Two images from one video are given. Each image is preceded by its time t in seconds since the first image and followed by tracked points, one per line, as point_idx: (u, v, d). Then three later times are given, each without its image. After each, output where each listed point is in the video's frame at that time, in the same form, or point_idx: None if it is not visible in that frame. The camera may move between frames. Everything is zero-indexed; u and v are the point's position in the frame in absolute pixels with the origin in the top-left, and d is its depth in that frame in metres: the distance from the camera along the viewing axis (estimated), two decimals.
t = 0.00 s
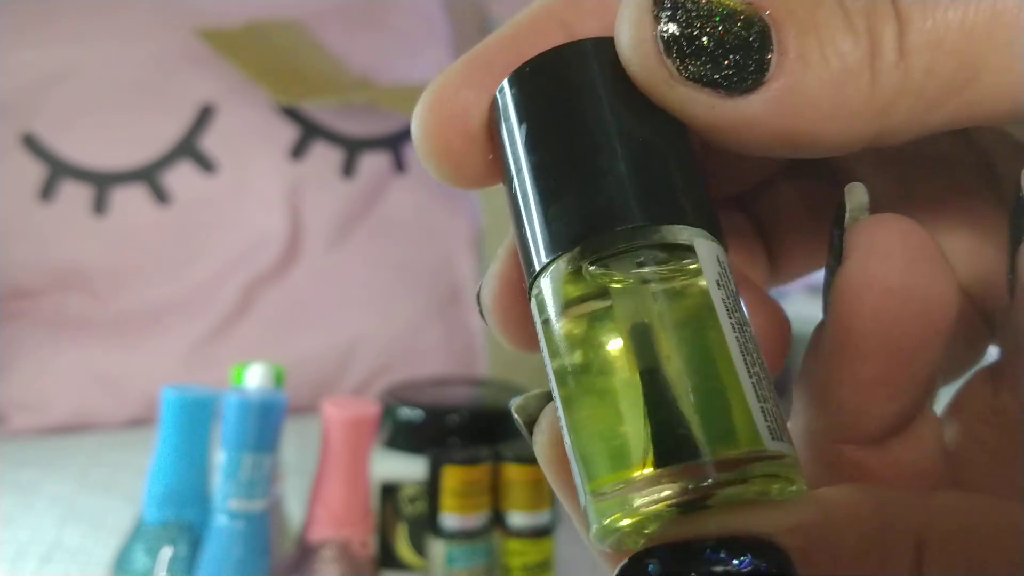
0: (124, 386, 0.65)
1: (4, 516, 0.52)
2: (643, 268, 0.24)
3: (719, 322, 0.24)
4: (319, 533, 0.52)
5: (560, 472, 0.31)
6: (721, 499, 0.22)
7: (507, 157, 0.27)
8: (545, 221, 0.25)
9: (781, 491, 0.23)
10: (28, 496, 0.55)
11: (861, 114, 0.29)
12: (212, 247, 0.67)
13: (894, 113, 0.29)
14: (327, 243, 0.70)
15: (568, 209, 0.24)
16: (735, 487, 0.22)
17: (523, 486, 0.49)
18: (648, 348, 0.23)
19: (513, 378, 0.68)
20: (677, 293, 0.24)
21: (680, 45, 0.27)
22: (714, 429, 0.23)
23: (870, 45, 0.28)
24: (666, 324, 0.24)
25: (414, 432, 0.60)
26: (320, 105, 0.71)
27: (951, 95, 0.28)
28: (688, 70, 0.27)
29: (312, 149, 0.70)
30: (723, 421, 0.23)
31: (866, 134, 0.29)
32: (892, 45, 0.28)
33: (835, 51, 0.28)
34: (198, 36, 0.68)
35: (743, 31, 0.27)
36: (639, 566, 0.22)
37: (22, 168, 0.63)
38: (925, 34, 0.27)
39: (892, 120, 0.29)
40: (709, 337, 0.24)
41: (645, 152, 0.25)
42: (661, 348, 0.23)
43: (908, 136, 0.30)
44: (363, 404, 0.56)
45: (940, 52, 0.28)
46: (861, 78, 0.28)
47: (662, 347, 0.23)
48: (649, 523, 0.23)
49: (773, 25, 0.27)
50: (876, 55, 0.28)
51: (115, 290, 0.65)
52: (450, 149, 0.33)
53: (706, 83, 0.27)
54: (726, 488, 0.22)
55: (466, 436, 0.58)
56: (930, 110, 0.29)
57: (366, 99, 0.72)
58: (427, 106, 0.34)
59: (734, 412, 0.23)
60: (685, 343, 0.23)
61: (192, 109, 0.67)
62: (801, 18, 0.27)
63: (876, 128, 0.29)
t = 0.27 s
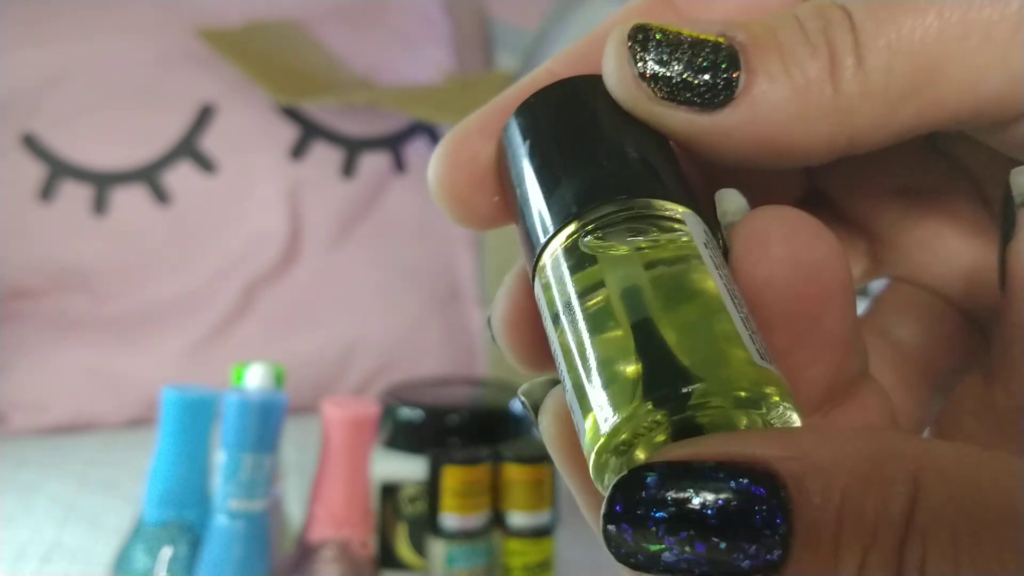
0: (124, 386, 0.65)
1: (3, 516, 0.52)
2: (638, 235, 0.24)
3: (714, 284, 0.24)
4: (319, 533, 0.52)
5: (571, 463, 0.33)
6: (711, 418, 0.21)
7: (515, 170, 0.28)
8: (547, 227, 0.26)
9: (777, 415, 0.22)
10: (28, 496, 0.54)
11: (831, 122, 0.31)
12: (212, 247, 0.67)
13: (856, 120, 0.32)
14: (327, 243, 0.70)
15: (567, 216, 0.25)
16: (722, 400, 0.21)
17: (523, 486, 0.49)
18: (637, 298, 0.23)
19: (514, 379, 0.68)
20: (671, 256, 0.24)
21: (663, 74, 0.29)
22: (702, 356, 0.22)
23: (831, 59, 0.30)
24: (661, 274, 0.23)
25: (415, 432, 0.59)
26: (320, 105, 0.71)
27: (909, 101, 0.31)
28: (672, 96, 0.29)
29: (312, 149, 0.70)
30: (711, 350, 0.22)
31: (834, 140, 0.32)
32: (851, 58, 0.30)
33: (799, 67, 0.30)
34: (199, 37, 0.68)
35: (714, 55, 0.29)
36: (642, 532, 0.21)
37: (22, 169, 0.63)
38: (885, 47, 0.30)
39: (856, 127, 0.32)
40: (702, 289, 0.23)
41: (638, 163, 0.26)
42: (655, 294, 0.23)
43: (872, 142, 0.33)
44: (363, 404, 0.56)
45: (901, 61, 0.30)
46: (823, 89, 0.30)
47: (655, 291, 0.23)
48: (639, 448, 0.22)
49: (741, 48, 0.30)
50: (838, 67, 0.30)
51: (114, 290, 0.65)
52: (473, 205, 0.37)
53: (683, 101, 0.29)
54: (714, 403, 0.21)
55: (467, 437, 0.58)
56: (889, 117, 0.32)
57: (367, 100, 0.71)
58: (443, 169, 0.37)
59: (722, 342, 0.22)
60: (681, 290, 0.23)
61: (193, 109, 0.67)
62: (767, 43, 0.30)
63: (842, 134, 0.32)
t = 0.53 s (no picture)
0: (124, 386, 0.65)
1: (4, 516, 0.52)
2: (636, 247, 0.25)
3: (710, 298, 0.24)
4: (320, 533, 0.52)
5: (554, 463, 0.32)
6: (692, 421, 0.22)
7: (525, 178, 0.29)
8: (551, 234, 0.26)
9: (754, 428, 0.22)
10: (29, 496, 0.55)
11: (844, 121, 0.32)
12: (212, 248, 0.67)
13: (871, 115, 0.32)
14: (328, 243, 0.70)
15: (576, 219, 0.26)
16: (702, 408, 0.22)
17: (522, 486, 0.50)
18: (630, 300, 0.23)
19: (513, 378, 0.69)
20: (669, 268, 0.24)
21: (672, 89, 0.30)
22: (689, 365, 0.22)
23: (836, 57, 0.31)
24: (657, 284, 0.24)
25: (415, 431, 0.60)
26: (320, 106, 0.71)
27: (924, 91, 0.31)
28: (687, 110, 0.30)
29: (313, 150, 0.70)
30: (700, 359, 0.22)
31: (850, 136, 0.32)
32: (856, 54, 0.31)
33: (805, 69, 0.31)
34: (200, 38, 0.68)
35: (720, 70, 0.30)
36: (621, 527, 0.21)
37: (23, 169, 0.63)
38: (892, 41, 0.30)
39: (871, 121, 0.32)
40: (694, 296, 0.24)
41: (645, 175, 0.27)
42: (651, 303, 0.23)
43: (891, 135, 0.33)
44: (363, 404, 0.56)
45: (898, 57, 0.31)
46: (830, 85, 0.31)
47: (651, 299, 0.23)
48: (622, 446, 0.22)
49: (749, 60, 0.30)
50: (843, 65, 0.31)
51: (115, 291, 0.65)
52: (475, 200, 0.38)
53: (693, 116, 0.30)
54: (695, 408, 0.22)
55: (467, 436, 0.58)
56: (906, 108, 0.32)
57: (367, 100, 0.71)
58: (444, 164, 0.38)
59: (710, 350, 0.22)
60: (677, 302, 0.23)
61: (193, 110, 0.67)
62: (771, 49, 0.31)
63: (859, 129, 0.32)
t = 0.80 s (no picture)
0: (124, 386, 0.65)
1: (5, 516, 0.52)
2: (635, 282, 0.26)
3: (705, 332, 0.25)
4: (320, 532, 0.52)
5: (543, 497, 0.31)
6: (681, 445, 0.23)
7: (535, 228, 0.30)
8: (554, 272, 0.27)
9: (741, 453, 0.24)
10: (29, 496, 0.55)
11: (837, 156, 0.33)
12: (213, 248, 0.67)
13: (868, 151, 0.33)
14: (328, 244, 0.70)
15: (581, 256, 0.27)
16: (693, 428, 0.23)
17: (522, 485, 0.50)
18: (630, 330, 0.24)
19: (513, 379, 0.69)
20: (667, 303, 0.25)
21: (676, 155, 0.32)
22: (683, 387, 0.23)
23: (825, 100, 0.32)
24: (654, 314, 0.25)
25: (414, 431, 0.60)
26: (320, 106, 0.71)
27: (918, 118, 0.32)
28: (688, 166, 0.32)
29: (313, 150, 0.70)
30: (694, 382, 0.23)
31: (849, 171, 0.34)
32: (847, 95, 0.32)
33: (796, 117, 0.32)
34: (200, 37, 0.69)
35: (715, 127, 0.32)
36: (593, 542, 0.23)
37: (24, 169, 0.63)
38: (882, 80, 0.31)
39: (868, 158, 0.33)
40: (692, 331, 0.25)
41: (650, 224, 0.28)
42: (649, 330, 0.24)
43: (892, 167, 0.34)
44: (364, 404, 0.56)
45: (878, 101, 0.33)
46: (821, 127, 0.32)
47: (648, 327, 0.24)
48: (609, 462, 0.23)
49: (744, 116, 0.32)
50: (831, 109, 0.32)
51: (116, 291, 0.65)
52: (492, 255, 0.38)
53: (700, 177, 0.32)
54: (682, 435, 0.23)
55: (466, 436, 0.58)
56: (902, 141, 0.33)
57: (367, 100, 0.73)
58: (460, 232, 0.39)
59: (704, 381, 0.23)
60: (672, 331, 0.25)
61: (193, 110, 0.67)
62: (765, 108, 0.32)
63: (856, 163, 0.33)
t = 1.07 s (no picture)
0: (124, 386, 0.65)
1: (5, 516, 0.52)
2: (652, 257, 0.26)
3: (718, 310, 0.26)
4: (320, 532, 0.52)
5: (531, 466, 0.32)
6: (686, 422, 0.24)
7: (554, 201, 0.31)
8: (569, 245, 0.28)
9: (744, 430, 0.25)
10: (29, 496, 0.55)
11: (869, 129, 0.34)
12: (213, 248, 0.67)
13: (904, 114, 0.34)
14: (328, 244, 0.70)
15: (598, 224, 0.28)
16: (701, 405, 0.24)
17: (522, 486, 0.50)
18: (643, 303, 0.25)
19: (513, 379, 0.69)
20: (682, 279, 0.26)
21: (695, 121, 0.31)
22: (692, 362, 0.24)
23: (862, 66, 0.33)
24: (668, 290, 0.25)
25: (415, 430, 0.60)
26: (320, 105, 0.71)
27: (949, 88, 0.34)
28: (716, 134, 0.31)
29: (313, 150, 0.70)
30: (702, 356, 0.24)
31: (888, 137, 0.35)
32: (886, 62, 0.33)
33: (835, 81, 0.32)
34: (199, 37, 0.68)
35: (745, 96, 0.31)
36: (600, 542, 0.23)
37: (24, 169, 0.64)
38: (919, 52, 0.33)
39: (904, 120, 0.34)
40: (706, 308, 0.25)
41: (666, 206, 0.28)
42: (661, 304, 0.25)
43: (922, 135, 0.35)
44: (364, 404, 0.56)
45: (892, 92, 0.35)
46: (864, 90, 0.33)
47: (661, 301, 0.25)
48: (616, 429, 0.24)
49: (773, 81, 0.31)
50: (871, 74, 0.33)
51: (116, 290, 0.65)
52: (512, 203, 0.38)
53: (730, 139, 0.31)
54: (689, 412, 0.24)
55: (467, 436, 0.58)
56: (938, 103, 0.34)
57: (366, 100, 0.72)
58: (475, 181, 0.39)
59: (714, 356, 0.24)
60: (685, 307, 0.25)
61: (194, 110, 0.67)
62: (803, 78, 0.32)
63: (894, 129, 0.34)
